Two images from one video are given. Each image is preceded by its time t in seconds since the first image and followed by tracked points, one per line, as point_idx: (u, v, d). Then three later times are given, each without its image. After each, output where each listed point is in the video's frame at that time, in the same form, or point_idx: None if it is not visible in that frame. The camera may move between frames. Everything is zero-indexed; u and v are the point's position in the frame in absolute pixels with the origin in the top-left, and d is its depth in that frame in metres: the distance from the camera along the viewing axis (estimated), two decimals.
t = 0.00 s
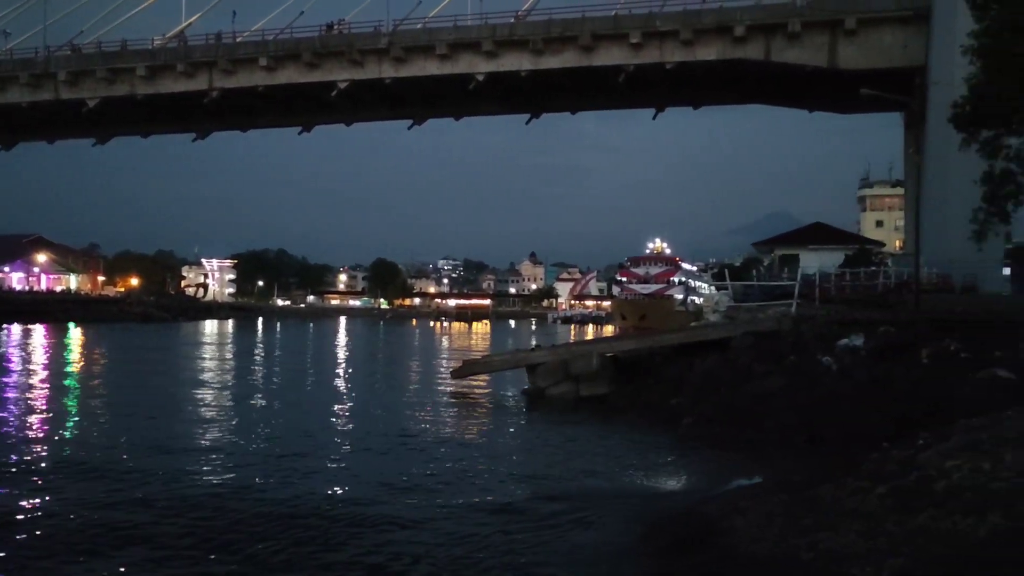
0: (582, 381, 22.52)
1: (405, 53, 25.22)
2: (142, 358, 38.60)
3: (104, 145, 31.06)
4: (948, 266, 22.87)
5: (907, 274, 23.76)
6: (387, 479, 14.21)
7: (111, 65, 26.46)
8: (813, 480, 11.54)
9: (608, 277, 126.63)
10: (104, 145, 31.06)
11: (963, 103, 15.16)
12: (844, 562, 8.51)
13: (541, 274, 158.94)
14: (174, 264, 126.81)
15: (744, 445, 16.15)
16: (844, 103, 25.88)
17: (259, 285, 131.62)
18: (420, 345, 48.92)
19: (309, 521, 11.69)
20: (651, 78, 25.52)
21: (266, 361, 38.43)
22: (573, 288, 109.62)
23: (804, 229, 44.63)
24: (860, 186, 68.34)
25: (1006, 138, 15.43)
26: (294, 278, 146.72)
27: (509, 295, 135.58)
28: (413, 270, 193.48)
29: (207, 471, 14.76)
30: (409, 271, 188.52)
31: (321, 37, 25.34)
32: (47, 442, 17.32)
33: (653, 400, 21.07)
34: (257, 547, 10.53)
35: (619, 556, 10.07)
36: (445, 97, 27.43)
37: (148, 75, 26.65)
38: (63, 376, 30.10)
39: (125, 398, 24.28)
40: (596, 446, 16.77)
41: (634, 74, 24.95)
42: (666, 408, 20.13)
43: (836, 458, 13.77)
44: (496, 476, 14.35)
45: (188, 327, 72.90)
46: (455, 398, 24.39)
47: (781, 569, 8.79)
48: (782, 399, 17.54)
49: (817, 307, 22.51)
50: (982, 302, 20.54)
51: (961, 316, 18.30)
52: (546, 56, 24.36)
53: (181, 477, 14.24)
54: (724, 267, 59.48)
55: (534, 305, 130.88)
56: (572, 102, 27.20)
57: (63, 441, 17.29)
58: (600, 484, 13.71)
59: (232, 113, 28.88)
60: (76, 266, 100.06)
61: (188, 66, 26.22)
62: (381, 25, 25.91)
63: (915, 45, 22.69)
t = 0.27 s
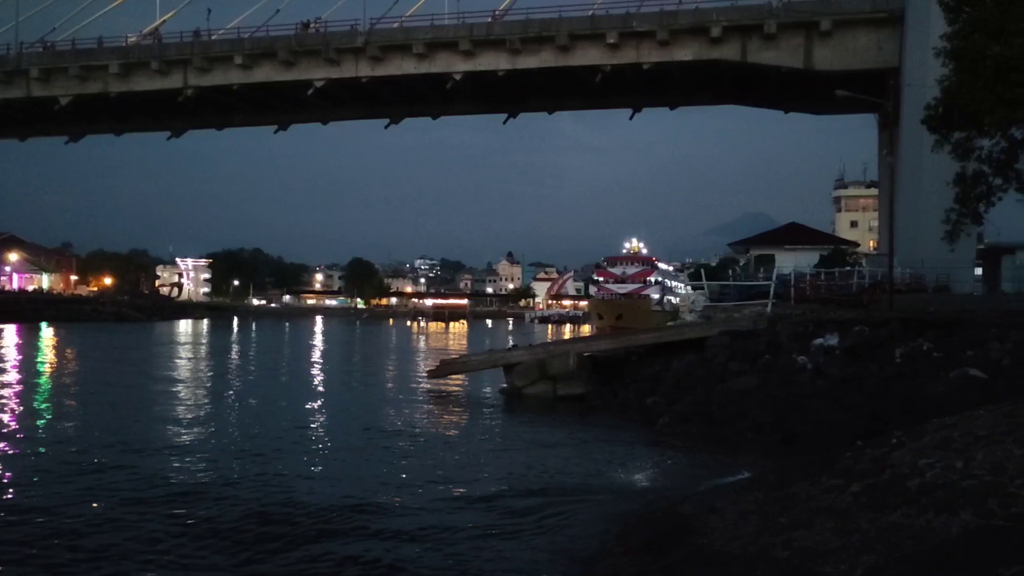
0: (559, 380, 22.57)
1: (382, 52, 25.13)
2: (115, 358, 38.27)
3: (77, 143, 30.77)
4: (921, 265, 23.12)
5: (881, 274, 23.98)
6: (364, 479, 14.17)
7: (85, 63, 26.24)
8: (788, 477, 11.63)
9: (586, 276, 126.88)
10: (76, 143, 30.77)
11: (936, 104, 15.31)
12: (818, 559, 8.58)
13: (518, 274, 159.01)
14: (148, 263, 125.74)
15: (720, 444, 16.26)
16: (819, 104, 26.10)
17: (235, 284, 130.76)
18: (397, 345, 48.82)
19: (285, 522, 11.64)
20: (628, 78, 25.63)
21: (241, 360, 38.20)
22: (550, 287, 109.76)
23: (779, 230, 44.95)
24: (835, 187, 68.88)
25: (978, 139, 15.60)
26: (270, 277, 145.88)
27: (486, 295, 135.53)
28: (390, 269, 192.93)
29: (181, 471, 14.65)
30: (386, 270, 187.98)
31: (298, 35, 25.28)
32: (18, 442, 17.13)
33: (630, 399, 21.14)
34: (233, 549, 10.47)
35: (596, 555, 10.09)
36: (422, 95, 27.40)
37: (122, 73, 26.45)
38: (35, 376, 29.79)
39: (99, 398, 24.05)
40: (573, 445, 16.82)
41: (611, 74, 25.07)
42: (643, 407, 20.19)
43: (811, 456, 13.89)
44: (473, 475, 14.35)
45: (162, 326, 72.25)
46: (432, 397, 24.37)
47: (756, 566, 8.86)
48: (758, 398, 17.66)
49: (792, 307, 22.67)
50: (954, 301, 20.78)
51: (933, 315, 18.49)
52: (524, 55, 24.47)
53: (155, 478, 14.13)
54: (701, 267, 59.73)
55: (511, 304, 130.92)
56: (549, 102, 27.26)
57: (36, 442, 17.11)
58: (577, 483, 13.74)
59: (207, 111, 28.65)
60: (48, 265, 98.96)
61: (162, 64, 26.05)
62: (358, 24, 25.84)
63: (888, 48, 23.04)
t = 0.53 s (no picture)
0: (537, 379, 22.55)
1: (360, 50, 25.02)
2: (89, 357, 37.89)
3: (50, 139, 30.43)
4: (895, 265, 23.30)
5: (856, 273, 24.14)
6: (342, 479, 14.08)
7: (58, 59, 25.96)
8: (765, 475, 11.66)
9: (564, 275, 126.98)
10: (49, 139, 30.43)
11: (910, 105, 15.43)
12: (794, 558, 8.61)
13: (496, 273, 159.01)
14: (122, 261, 124.60)
15: (697, 442, 16.31)
16: (795, 105, 26.24)
17: (210, 283, 129.81)
18: (374, 344, 48.65)
19: (261, 522, 11.54)
20: (606, 77, 25.66)
21: (217, 359, 37.92)
22: (527, 286, 109.73)
23: (756, 230, 45.15)
24: (811, 186, 69.39)
25: (952, 140, 15.73)
26: (246, 275, 144.91)
27: (464, 293, 135.34)
28: (367, 267, 192.29)
29: (156, 471, 14.51)
30: (363, 268, 187.30)
31: (274, 32, 25.15)
32: None
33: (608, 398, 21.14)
34: (206, 549, 10.37)
35: (574, 554, 10.08)
36: (399, 93, 27.34)
37: (96, 69, 26.17)
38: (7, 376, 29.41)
39: (71, 398, 23.78)
40: (551, 444, 16.81)
41: (589, 73, 25.11)
42: (620, 406, 20.21)
43: (787, 454, 13.96)
44: (451, 474, 14.30)
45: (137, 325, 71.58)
46: (410, 396, 24.28)
47: (733, 564, 8.87)
48: (735, 396, 17.74)
49: (769, 306, 22.77)
50: (928, 300, 20.95)
51: (907, 313, 18.63)
52: (502, 54, 24.45)
53: (129, 478, 13.97)
54: (678, 265, 59.93)
55: (489, 303, 130.90)
56: (528, 101, 27.23)
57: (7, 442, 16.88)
58: (554, 482, 13.73)
59: (182, 108, 28.39)
60: (20, 263, 97.80)
61: (137, 60, 25.83)
62: (334, 22, 25.72)
63: (863, 49, 23.20)
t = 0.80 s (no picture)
0: (515, 377, 22.54)
1: (338, 47, 24.92)
2: (62, 355, 37.51)
3: (22, 135, 30.11)
4: (870, 264, 23.49)
5: (832, 272, 24.31)
6: (319, 478, 14.00)
7: (32, 54, 25.66)
8: (741, 472, 11.70)
9: (542, 273, 127.07)
10: (22, 135, 30.11)
11: (885, 105, 15.55)
12: (770, 555, 8.65)
13: (474, 271, 158.92)
14: (97, 258, 123.47)
15: (675, 440, 16.37)
16: (772, 105, 26.40)
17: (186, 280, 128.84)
18: (352, 342, 48.50)
19: (236, 521, 11.45)
20: (584, 76, 25.70)
21: (193, 358, 37.65)
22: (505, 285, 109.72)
23: (734, 229, 45.38)
24: (787, 186, 69.86)
25: (926, 140, 15.87)
26: (222, 273, 143.91)
27: (442, 292, 135.15)
28: (345, 266, 191.62)
29: (130, 470, 14.37)
30: (341, 267, 186.60)
31: (250, 28, 25.03)
32: None
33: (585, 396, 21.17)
34: (181, 549, 10.28)
35: (551, 553, 10.07)
36: (377, 91, 27.25)
37: (70, 64, 25.90)
38: None
39: (44, 396, 23.52)
40: (529, 442, 16.80)
41: (567, 72, 25.15)
42: (598, 404, 20.24)
43: (763, 452, 14.03)
44: (427, 473, 14.26)
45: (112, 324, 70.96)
46: (387, 395, 24.21)
47: (708, 562, 8.89)
48: (712, 394, 17.81)
49: (745, 304, 22.88)
50: (902, 299, 21.14)
51: (882, 312, 18.78)
52: (480, 52, 24.43)
53: (102, 477, 13.83)
54: (656, 264, 60.13)
55: (468, 301, 130.82)
56: (506, 99, 27.22)
57: None
58: (531, 480, 13.73)
59: (158, 104, 28.19)
60: None
61: (112, 56, 25.61)
62: (312, 18, 25.62)
63: (839, 50, 23.39)
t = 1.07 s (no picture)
0: (496, 377, 22.53)
1: (319, 46, 24.85)
2: (39, 354, 37.15)
3: None
4: (849, 265, 23.66)
5: (811, 273, 24.46)
6: (299, 478, 13.93)
7: (8, 51, 25.20)
8: (721, 472, 11.74)
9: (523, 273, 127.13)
10: None
11: (864, 107, 15.66)
12: (750, 555, 8.68)
13: (455, 270, 158.78)
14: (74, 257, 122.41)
15: (655, 439, 16.41)
16: (752, 106, 26.53)
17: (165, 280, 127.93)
18: (332, 342, 48.32)
19: (215, 521, 11.38)
20: (565, 77, 25.73)
21: (171, 357, 37.37)
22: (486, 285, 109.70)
23: (714, 229, 45.58)
24: (767, 186, 70.28)
25: (904, 142, 16.00)
26: (201, 272, 143.04)
27: (423, 291, 134.95)
28: (326, 265, 190.95)
29: (108, 471, 14.24)
30: (321, 266, 185.90)
31: (230, 26, 24.93)
32: None
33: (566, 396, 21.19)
34: (160, 549, 10.20)
35: (532, 552, 10.07)
36: (357, 90, 27.17)
37: (47, 61, 25.51)
38: None
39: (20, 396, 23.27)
40: (509, 442, 16.80)
41: (548, 72, 25.17)
42: (578, 404, 20.26)
43: (742, 452, 14.09)
44: (408, 473, 14.23)
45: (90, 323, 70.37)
46: (367, 395, 24.13)
47: (688, 561, 8.91)
48: (693, 394, 17.88)
49: (726, 305, 22.97)
50: (881, 300, 21.29)
51: (861, 312, 18.91)
52: (462, 52, 24.41)
53: (80, 478, 13.69)
54: (637, 265, 60.31)
55: (449, 301, 130.71)
56: (487, 99, 27.20)
57: None
58: (512, 480, 13.72)
59: (137, 102, 28.00)
60: None
61: (90, 54, 25.35)
62: (293, 17, 25.52)
63: (819, 51, 23.53)
